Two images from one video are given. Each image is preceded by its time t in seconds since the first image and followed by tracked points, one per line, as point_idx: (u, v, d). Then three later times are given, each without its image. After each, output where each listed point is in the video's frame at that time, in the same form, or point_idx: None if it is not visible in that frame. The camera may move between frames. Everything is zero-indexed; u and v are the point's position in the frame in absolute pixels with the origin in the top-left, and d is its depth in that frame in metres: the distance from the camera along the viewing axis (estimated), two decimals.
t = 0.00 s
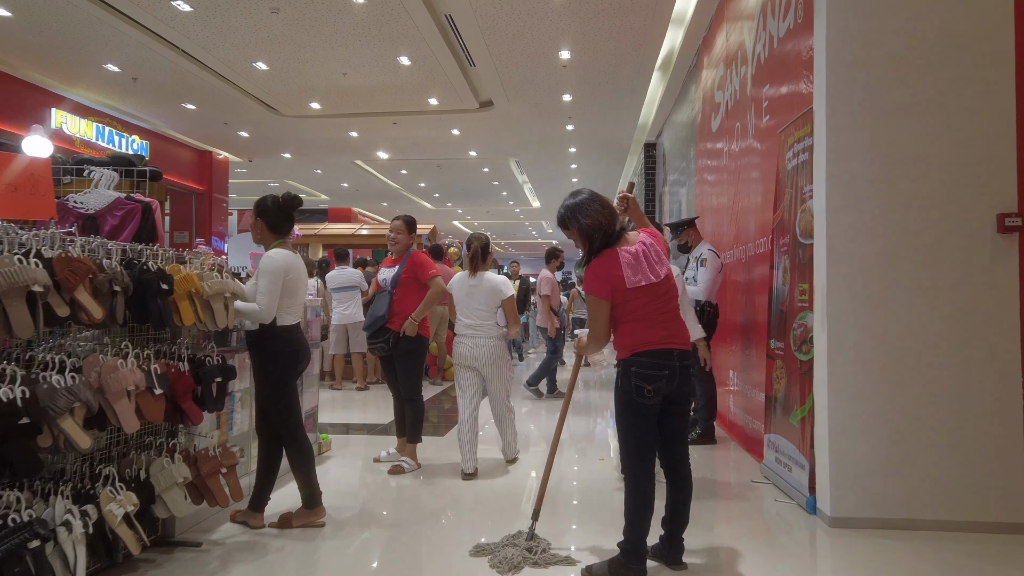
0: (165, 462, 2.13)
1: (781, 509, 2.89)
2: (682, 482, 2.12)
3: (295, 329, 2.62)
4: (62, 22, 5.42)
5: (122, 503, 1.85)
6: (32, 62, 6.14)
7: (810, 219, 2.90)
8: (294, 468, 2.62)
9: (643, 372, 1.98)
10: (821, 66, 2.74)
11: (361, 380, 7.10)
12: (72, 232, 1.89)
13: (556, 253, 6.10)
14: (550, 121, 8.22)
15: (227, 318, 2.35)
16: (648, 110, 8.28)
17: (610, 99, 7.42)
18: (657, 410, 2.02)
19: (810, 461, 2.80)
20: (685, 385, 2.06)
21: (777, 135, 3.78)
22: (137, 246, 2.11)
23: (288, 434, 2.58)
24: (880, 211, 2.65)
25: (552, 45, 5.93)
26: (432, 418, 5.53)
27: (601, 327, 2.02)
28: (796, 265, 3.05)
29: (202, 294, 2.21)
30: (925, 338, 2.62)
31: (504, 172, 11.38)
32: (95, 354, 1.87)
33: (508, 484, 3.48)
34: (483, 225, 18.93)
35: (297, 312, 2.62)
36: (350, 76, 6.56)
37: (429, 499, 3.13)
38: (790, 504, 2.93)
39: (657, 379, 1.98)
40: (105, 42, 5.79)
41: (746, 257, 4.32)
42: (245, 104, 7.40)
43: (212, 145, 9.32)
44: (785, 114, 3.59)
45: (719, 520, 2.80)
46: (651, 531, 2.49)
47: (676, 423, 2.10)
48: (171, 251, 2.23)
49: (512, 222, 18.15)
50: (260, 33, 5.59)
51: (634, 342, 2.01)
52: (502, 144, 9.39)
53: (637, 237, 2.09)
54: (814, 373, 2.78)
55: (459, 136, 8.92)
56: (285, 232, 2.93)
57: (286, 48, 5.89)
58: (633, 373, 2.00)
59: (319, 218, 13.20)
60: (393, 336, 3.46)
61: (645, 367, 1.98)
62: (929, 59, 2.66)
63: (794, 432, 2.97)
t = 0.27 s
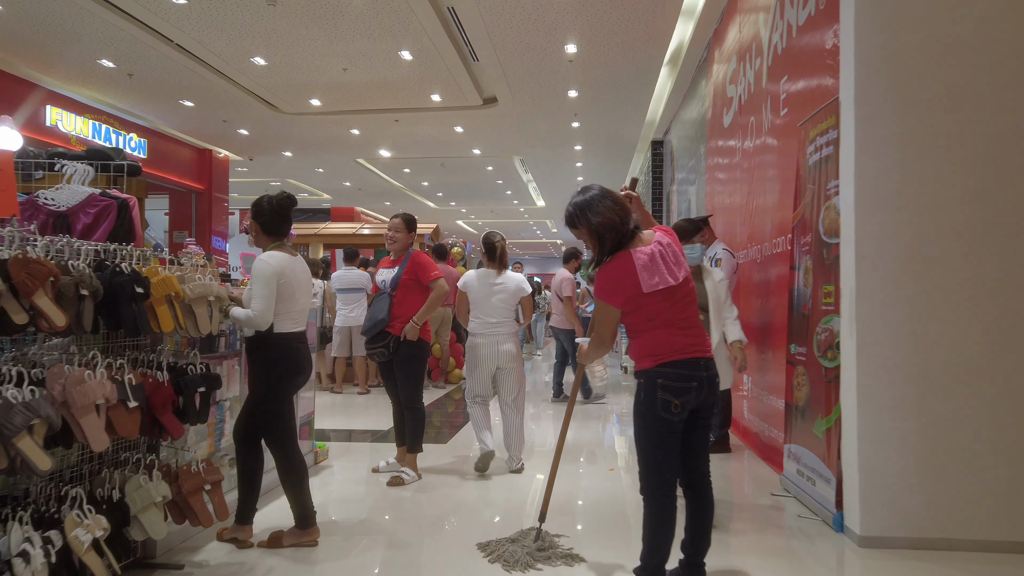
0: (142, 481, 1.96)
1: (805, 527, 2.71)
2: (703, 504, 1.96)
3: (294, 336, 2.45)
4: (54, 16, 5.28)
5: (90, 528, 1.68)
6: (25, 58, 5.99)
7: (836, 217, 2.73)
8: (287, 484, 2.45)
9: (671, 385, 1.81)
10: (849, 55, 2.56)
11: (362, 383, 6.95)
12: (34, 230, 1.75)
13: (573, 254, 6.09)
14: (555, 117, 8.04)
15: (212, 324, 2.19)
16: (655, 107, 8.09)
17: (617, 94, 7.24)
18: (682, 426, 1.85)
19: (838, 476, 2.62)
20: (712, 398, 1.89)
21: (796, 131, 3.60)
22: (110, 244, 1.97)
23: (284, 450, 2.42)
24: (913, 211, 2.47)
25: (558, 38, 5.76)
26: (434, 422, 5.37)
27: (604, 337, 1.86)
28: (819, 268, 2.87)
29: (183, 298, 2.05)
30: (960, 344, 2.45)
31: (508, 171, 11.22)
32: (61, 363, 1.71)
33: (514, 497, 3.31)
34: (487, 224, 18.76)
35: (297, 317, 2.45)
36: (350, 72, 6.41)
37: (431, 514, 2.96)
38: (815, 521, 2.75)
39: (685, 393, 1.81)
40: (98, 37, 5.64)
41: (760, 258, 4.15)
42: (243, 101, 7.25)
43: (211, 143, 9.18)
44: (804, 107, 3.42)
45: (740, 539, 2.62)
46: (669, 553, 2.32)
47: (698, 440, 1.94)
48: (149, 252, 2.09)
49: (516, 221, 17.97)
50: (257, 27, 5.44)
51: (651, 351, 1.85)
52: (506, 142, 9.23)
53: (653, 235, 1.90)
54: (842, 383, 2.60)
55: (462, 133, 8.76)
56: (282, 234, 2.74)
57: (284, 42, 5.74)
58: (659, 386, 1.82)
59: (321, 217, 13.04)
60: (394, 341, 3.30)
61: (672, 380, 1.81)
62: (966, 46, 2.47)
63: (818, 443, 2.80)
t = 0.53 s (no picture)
0: (117, 490, 1.78)
1: (838, 537, 2.52)
2: (735, 516, 1.78)
3: (283, 332, 2.31)
4: (47, 5, 5.13)
5: (52, 545, 1.51)
6: (19, 48, 5.85)
7: (871, 205, 2.53)
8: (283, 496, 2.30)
9: (709, 385, 1.63)
10: (887, 28, 2.36)
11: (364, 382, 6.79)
12: None
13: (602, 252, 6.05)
14: (563, 111, 7.87)
15: (197, 318, 2.01)
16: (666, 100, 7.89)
17: (626, 87, 7.05)
18: (717, 431, 1.67)
19: (875, 483, 2.42)
20: (748, 399, 1.73)
21: (820, 116, 3.40)
22: (81, 228, 1.80)
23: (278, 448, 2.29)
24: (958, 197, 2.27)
25: (567, 26, 5.58)
26: (440, 424, 5.19)
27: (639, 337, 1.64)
28: (851, 260, 2.68)
29: (164, 288, 1.87)
30: (1010, 342, 2.25)
31: (514, 167, 11.04)
32: (19, 363, 1.52)
33: (523, 504, 3.12)
34: (493, 223, 18.60)
35: (291, 311, 2.32)
36: (352, 63, 6.24)
37: (435, 524, 2.78)
38: (848, 532, 2.55)
39: (723, 393, 1.65)
40: (93, 26, 5.49)
41: (781, 252, 3.95)
42: (244, 94, 7.10)
43: (212, 138, 9.04)
44: (829, 90, 3.22)
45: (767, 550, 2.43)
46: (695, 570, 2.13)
47: (730, 446, 1.76)
48: (124, 238, 1.92)
49: (522, 220, 17.80)
50: (257, 16, 5.29)
51: (689, 346, 1.65)
52: (512, 137, 9.06)
53: (679, 217, 1.73)
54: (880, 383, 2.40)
55: (468, 128, 8.59)
56: (287, 222, 2.57)
57: (284, 32, 5.58)
58: (695, 386, 1.64)
59: (325, 215, 12.90)
60: (396, 337, 3.11)
61: (711, 378, 1.63)
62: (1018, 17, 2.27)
63: (852, 448, 2.60)
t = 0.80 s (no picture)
0: (80, 520, 1.62)
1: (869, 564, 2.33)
2: (765, 552, 1.60)
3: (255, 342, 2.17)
4: None
5: None
6: (8, 43, 5.67)
7: (905, 206, 2.35)
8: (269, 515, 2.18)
9: (739, 407, 1.45)
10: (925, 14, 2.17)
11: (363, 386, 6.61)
12: None
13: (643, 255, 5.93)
14: (567, 109, 7.69)
15: (174, 328, 1.84)
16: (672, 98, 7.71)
17: (632, 84, 6.87)
18: (748, 457, 1.49)
19: (910, 507, 2.24)
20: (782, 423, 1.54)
21: (842, 111, 3.21)
22: (40, 230, 1.64)
23: (263, 459, 2.17)
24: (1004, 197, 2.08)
25: (573, 20, 5.39)
26: (440, 431, 5.02)
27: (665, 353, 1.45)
28: (881, 264, 2.49)
29: (134, 296, 1.70)
30: None
31: (517, 167, 10.87)
32: None
33: (528, 523, 2.94)
34: (495, 223, 18.42)
35: (272, 322, 2.21)
36: (351, 59, 6.07)
37: (434, 547, 2.60)
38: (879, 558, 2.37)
39: (756, 416, 1.46)
40: (84, 20, 5.32)
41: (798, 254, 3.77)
42: (241, 91, 6.93)
43: (209, 137, 8.87)
44: (853, 83, 3.04)
45: None
46: None
47: (762, 473, 1.58)
48: (90, 241, 1.76)
49: (525, 220, 17.63)
50: (253, 10, 5.12)
51: (722, 363, 1.47)
52: (515, 136, 8.88)
53: (711, 217, 1.56)
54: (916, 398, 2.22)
55: (470, 126, 8.42)
56: (288, 225, 2.37)
57: (281, 26, 5.41)
58: (723, 407, 1.46)
59: (325, 215, 12.74)
60: (395, 346, 2.93)
61: (742, 400, 1.45)
62: None
63: (883, 467, 2.41)
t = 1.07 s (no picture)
0: (31, 536, 1.46)
1: None
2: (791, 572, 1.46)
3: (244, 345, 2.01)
4: None
5: None
6: None
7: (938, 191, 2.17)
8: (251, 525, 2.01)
9: (801, 411, 1.33)
10: None
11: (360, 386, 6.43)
12: None
13: (673, 253, 5.71)
14: (569, 102, 7.50)
15: (140, 322, 1.68)
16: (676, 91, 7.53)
17: (636, 76, 6.69)
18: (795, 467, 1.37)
19: (946, 516, 2.06)
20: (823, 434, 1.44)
21: (863, 95, 3.04)
22: None
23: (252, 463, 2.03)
24: None
25: (576, 8, 5.20)
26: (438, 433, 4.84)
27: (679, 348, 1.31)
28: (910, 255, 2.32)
29: (94, 286, 1.54)
30: None
31: (517, 163, 10.69)
32: None
33: (529, 530, 2.76)
34: (494, 222, 18.24)
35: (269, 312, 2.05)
36: (347, 49, 5.90)
37: (430, 557, 2.42)
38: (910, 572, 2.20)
39: (813, 421, 1.35)
40: (70, 8, 5.13)
41: (812, 248, 3.60)
42: (235, 84, 6.75)
43: (203, 132, 8.70)
44: (875, 64, 2.86)
45: None
46: None
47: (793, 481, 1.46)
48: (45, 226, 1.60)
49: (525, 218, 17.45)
50: None
51: (753, 364, 1.32)
52: (516, 131, 8.70)
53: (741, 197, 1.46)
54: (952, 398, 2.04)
55: (470, 121, 8.24)
56: (284, 214, 2.17)
57: (273, 14, 5.23)
58: (785, 412, 1.31)
59: (323, 213, 12.57)
60: (389, 343, 2.75)
61: (802, 403, 1.33)
62: None
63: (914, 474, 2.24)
